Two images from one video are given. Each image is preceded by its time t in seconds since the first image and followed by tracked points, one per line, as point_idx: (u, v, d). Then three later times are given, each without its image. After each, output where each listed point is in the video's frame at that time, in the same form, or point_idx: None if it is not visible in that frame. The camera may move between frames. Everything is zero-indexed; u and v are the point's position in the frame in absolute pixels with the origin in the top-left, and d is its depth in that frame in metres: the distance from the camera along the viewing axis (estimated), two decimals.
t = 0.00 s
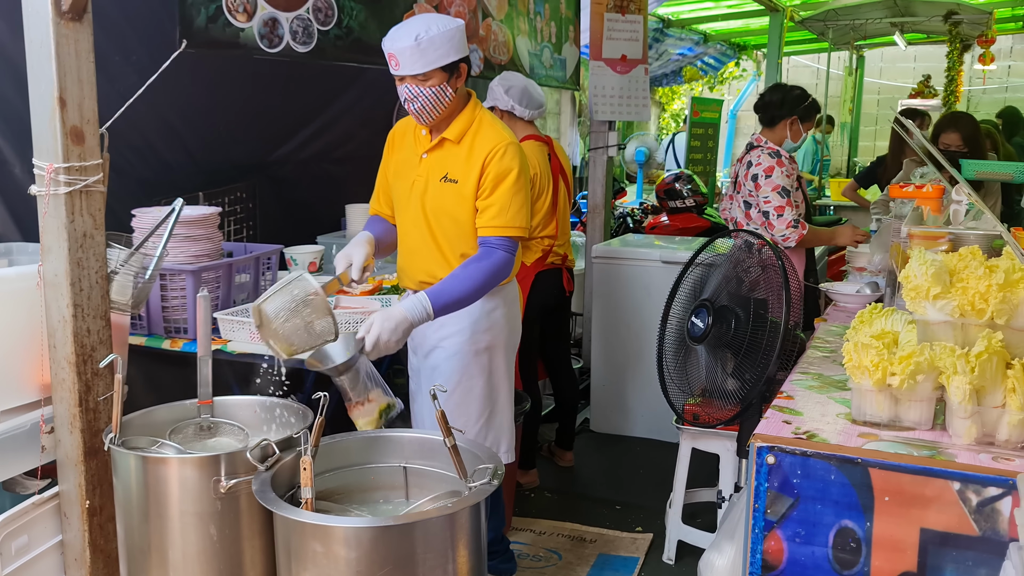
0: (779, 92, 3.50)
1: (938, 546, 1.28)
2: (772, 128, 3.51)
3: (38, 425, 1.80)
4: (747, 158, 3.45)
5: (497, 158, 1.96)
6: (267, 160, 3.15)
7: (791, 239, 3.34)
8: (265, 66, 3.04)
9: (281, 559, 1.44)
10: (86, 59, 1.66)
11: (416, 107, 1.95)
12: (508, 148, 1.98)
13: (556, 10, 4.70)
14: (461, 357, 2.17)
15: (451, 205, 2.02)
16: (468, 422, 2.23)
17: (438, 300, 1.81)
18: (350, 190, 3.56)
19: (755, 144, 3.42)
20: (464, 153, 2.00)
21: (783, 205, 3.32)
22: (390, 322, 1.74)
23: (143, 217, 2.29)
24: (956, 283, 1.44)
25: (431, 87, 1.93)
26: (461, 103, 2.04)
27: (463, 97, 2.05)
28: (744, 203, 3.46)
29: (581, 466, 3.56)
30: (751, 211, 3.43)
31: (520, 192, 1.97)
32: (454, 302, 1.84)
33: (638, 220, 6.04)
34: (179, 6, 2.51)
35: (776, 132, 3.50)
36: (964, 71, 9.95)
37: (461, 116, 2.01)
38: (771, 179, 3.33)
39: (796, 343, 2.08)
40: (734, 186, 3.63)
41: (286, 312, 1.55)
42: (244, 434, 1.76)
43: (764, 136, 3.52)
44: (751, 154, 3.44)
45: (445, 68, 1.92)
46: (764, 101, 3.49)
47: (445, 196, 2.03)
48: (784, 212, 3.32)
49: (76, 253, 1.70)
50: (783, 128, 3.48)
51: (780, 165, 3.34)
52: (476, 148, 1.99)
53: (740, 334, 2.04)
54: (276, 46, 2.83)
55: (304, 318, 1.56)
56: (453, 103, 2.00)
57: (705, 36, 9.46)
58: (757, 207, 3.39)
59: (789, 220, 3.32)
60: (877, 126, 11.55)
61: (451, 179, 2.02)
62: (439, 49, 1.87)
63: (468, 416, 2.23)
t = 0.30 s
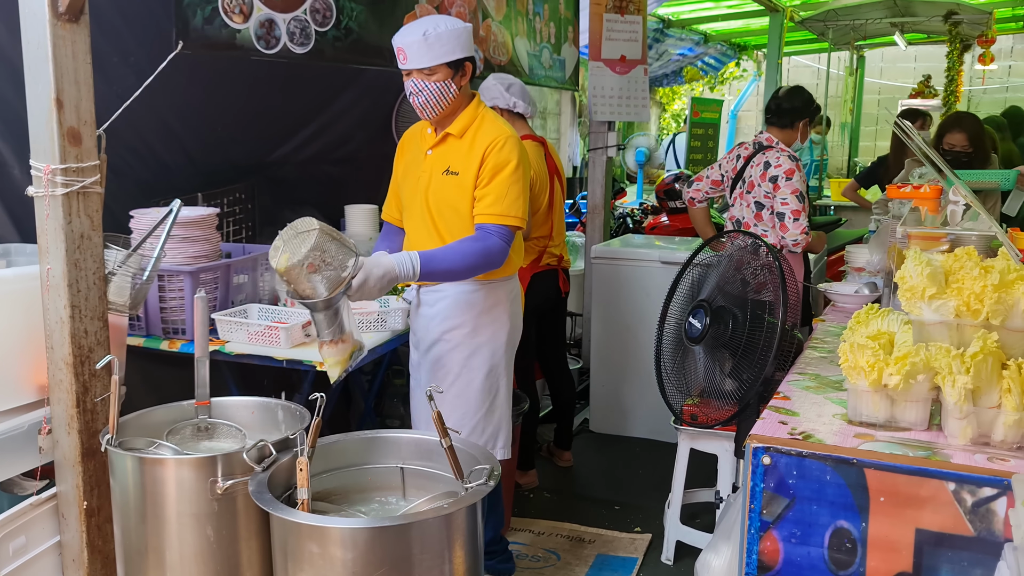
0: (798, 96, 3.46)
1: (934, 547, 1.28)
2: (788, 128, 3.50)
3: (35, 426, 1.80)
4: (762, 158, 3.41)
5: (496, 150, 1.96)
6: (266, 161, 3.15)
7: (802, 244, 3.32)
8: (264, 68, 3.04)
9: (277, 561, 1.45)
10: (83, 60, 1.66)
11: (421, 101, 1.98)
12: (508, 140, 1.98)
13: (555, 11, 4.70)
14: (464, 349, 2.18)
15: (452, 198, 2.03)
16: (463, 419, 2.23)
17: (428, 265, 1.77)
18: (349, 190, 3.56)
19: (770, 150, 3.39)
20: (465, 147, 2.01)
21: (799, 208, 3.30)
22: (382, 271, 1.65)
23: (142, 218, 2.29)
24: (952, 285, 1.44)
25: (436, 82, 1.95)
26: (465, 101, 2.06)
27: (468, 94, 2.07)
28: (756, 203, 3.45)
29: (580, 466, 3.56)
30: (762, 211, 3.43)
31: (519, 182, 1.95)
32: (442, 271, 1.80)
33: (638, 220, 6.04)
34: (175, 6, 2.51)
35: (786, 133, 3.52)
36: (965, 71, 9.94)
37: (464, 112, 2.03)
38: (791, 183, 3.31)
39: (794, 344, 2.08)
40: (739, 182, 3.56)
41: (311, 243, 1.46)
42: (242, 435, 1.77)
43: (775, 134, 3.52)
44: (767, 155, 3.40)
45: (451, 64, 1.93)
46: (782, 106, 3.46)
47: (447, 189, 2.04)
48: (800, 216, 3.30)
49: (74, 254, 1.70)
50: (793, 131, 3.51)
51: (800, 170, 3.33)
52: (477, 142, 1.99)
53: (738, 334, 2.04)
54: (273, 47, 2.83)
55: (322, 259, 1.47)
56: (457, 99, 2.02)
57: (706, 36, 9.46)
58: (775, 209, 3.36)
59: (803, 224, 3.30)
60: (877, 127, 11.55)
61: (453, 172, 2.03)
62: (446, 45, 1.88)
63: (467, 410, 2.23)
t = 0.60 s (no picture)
0: (778, 92, 3.54)
1: (931, 549, 1.28)
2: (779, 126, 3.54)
3: (37, 427, 1.81)
4: (776, 161, 3.39)
5: (501, 152, 1.96)
6: (268, 162, 3.16)
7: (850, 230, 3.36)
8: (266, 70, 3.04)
9: (276, 562, 1.45)
10: (84, 63, 1.67)
11: (426, 101, 1.98)
12: (512, 141, 1.98)
13: (556, 12, 4.70)
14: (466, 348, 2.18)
15: (456, 199, 2.04)
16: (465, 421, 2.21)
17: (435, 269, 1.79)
18: (351, 192, 3.57)
19: (787, 155, 3.37)
20: (469, 149, 2.01)
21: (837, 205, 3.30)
22: (388, 270, 1.68)
23: (143, 220, 2.30)
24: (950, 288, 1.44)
25: (442, 83, 1.96)
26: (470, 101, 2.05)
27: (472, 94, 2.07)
28: (770, 207, 3.42)
29: (581, 467, 3.56)
30: (777, 215, 3.41)
31: (524, 184, 1.96)
32: (448, 273, 1.81)
33: (640, 221, 6.04)
34: (177, 9, 2.51)
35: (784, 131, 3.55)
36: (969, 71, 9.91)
37: (468, 113, 2.02)
38: (819, 184, 3.30)
39: (794, 345, 2.08)
40: (743, 185, 3.52)
41: (324, 233, 1.53)
42: (241, 436, 1.77)
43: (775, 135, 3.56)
44: (782, 158, 3.38)
45: (457, 65, 1.94)
46: (767, 103, 3.52)
47: (451, 190, 2.04)
48: (840, 212, 3.30)
49: (75, 256, 1.71)
50: (788, 125, 3.54)
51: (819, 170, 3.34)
52: (481, 143, 1.99)
53: (737, 335, 2.04)
54: (274, 50, 2.84)
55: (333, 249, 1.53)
56: (462, 99, 2.01)
57: (709, 37, 9.45)
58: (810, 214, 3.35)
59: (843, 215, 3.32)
60: (881, 127, 11.52)
61: (457, 174, 2.03)
62: (452, 46, 1.90)
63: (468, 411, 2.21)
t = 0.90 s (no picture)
0: (772, 97, 3.61)
1: (930, 550, 1.29)
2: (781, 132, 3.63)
3: (40, 429, 1.82)
4: (795, 157, 3.41)
5: (510, 165, 1.96)
6: (270, 165, 3.17)
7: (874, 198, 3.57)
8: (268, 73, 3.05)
9: (278, 562, 1.46)
10: (87, 67, 1.68)
11: (428, 108, 1.96)
12: (520, 153, 1.97)
13: (558, 15, 4.72)
14: (475, 359, 2.18)
15: (461, 209, 2.03)
16: (475, 429, 2.22)
17: (445, 288, 1.85)
18: (353, 194, 3.58)
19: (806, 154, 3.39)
20: (475, 159, 2.01)
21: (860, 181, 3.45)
22: (398, 293, 1.73)
23: (146, 223, 2.31)
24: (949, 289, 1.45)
25: (443, 89, 1.94)
26: (473, 107, 2.04)
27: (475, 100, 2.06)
28: (793, 200, 3.43)
29: (583, 469, 3.56)
30: (799, 208, 3.43)
31: (533, 198, 1.97)
32: (459, 295, 1.87)
33: (643, 223, 6.04)
34: (179, 12, 2.55)
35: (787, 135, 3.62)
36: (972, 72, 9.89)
37: (473, 121, 2.01)
38: (840, 172, 3.37)
39: (795, 346, 2.09)
40: (758, 184, 3.50)
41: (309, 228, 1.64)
42: (244, 437, 1.79)
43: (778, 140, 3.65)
44: (799, 154, 3.42)
45: (459, 70, 1.93)
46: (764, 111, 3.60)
47: (456, 200, 2.04)
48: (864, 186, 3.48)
49: (78, 259, 1.72)
50: (788, 128, 3.60)
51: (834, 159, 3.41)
52: (487, 154, 1.99)
53: (737, 337, 2.04)
54: (276, 53, 2.88)
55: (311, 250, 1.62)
56: (465, 105, 2.00)
57: (712, 38, 9.46)
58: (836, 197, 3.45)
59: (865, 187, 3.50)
60: (884, 128, 11.51)
61: (462, 184, 2.02)
62: (453, 50, 1.89)
63: (479, 421, 2.22)
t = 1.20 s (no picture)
0: (768, 103, 3.65)
1: (926, 552, 1.29)
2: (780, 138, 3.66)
3: (42, 429, 1.83)
4: (799, 154, 3.41)
5: (526, 175, 1.93)
6: (272, 166, 3.18)
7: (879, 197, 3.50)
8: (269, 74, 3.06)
9: (277, 563, 1.46)
10: (89, 69, 1.69)
11: (418, 123, 1.94)
12: (533, 160, 1.95)
13: (559, 17, 4.73)
14: (483, 372, 2.17)
15: (475, 223, 2.00)
16: (489, 440, 2.21)
17: (492, 313, 1.90)
18: (354, 195, 3.59)
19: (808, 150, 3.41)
20: (484, 169, 1.98)
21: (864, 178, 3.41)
22: (449, 335, 1.80)
23: (148, 223, 2.32)
24: (946, 291, 1.45)
25: (431, 103, 1.90)
26: (470, 114, 2.00)
27: (470, 106, 2.01)
28: (797, 195, 3.42)
29: (584, 470, 3.57)
30: (803, 202, 3.43)
31: (554, 207, 1.96)
32: (507, 315, 1.93)
33: (644, 224, 6.05)
34: (179, 14, 2.60)
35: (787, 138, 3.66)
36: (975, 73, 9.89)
37: (477, 130, 1.97)
38: (843, 168, 3.37)
39: (794, 347, 2.10)
40: (762, 182, 3.51)
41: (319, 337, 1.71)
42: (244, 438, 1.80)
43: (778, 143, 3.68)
44: (801, 151, 3.42)
45: (446, 81, 1.87)
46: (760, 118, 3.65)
47: (468, 214, 2.00)
48: (868, 184, 3.43)
49: (80, 260, 1.73)
50: (788, 132, 3.63)
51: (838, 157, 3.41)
52: (497, 163, 1.96)
53: (737, 339, 2.05)
54: (275, 54, 2.94)
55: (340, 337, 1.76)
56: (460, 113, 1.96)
57: (715, 40, 9.46)
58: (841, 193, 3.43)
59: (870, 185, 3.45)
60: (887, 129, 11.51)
61: (474, 197, 1.99)
62: (435, 63, 1.83)
63: (488, 434, 2.20)
